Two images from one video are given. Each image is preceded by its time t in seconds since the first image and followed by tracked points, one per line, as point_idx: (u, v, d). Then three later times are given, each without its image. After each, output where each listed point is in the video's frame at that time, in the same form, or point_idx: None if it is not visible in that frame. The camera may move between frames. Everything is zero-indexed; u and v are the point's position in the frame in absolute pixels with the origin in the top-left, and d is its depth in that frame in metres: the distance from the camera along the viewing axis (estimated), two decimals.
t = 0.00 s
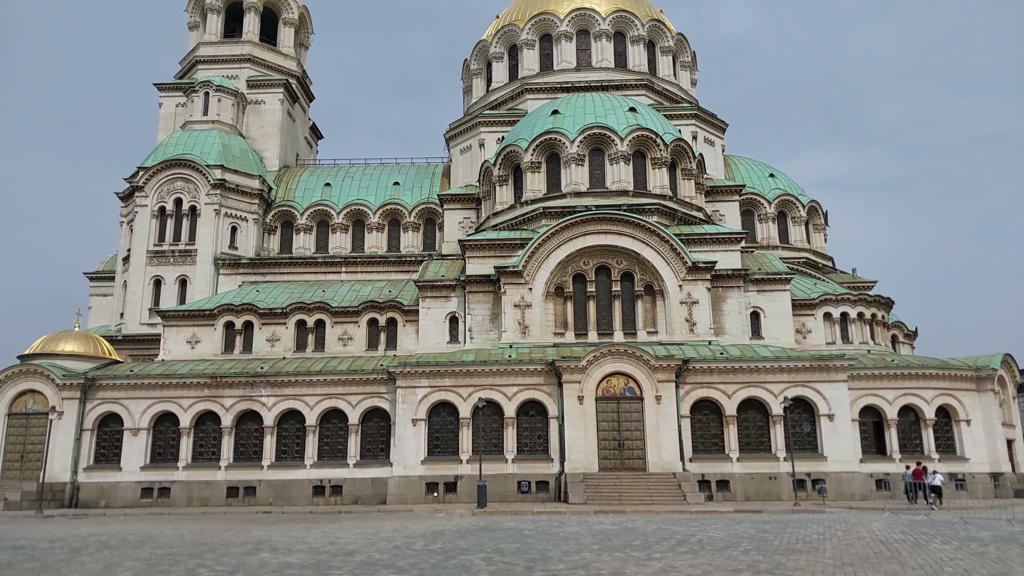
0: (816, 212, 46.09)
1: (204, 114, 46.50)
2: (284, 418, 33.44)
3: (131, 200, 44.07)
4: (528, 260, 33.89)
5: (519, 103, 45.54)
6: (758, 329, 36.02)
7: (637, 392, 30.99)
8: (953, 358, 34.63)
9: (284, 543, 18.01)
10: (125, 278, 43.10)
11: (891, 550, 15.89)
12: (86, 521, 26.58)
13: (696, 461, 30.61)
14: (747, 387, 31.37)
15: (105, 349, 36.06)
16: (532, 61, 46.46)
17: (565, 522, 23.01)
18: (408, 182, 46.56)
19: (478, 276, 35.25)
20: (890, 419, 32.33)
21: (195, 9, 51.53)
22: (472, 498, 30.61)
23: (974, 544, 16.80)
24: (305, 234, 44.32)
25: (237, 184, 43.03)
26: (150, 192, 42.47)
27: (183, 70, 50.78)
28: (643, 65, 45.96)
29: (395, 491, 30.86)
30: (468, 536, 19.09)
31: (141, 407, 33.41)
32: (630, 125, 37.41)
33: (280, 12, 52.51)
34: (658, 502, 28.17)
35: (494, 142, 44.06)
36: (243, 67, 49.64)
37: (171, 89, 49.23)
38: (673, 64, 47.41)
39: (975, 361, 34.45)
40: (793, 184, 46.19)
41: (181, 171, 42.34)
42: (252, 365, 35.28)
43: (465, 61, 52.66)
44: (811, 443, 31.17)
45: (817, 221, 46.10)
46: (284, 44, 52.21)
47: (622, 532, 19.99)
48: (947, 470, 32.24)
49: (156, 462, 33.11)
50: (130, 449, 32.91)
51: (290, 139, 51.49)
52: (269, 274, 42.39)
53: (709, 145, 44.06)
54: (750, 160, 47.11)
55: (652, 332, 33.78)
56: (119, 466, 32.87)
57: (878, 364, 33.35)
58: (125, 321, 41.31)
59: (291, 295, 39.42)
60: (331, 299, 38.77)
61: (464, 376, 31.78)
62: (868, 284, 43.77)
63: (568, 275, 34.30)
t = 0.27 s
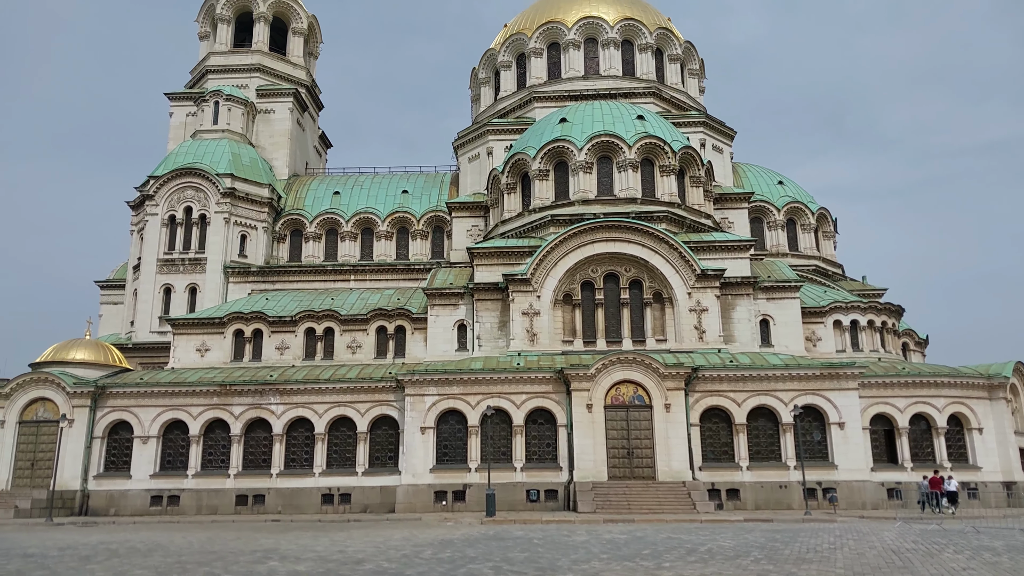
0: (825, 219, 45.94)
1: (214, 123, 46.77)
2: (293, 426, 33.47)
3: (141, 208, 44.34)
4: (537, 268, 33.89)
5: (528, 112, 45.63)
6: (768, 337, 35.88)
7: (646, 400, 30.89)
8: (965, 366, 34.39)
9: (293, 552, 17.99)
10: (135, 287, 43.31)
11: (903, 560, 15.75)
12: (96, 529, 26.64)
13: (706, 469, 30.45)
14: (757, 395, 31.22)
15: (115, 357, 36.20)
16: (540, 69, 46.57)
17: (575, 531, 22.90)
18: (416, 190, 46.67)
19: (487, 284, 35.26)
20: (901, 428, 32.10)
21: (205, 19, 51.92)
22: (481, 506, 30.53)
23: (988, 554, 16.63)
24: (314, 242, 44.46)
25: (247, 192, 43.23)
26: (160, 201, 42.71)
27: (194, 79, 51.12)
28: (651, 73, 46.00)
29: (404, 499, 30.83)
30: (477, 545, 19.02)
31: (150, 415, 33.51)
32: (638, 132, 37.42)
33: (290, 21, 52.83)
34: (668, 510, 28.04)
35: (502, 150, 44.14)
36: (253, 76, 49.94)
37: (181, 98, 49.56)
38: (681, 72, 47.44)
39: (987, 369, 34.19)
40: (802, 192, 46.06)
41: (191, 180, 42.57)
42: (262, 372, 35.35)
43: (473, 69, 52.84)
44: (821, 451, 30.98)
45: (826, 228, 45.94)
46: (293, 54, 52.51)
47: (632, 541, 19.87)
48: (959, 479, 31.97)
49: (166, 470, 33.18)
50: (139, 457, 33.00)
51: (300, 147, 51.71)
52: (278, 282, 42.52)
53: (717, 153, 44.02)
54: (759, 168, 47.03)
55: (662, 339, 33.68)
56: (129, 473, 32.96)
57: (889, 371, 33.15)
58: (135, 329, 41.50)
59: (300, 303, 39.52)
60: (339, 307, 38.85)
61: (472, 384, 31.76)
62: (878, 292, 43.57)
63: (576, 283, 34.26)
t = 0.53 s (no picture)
0: (830, 226, 45.89)
1: (221, 129, 46.96)
2: (298, 431, 33.51)
3: (147, 214, 44.53)
4: (541, 274, 33.90)
5: (533, 118, 45.72)
6: (773, 343, 35.81)
7: (651, 407, 30.84)
8: (971, 374, 34.27)
9: (297, 557, 18.00)
10: (141, 291, 43.46)
11: (909, 568, 15.68)
12: (100, 533, 26.68)
13: (710, 476, 30.38)
14: (761, 402, 31.14)
15: (120, 361, 36.30)
16: (545, 76, 46.67)
17: (578, 538, 22.87)
18: (421, 196, 46.76)
19: (491, 290, 35.28)
20: (907, 435, 31.98)
21: (212, 26, 52.19)
22: (485, 512, 30.51)
23: (993, 563, 16.56)
24: (319, 247, 44.57)
25: (253, 198, 43.38)
26: (166, 206, 42.89)
27: (200, 85, 51.36)
28: (656, 80, 46.06)
29: (408, 505, 30.83)
30: (481, 551, 19.01)
31: (155, 420, 33.59)
32: (643, 139, 37.45)
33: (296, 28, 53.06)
34: (672, 517, 27.98)
35: (507, 156, 44.22)
36: (259, 82, 50.16)
37: (188, 104, 49.80)
38: (686, 79, 47.49)
39: (993, 376, 34.07)
40: (807, 198, 46.02)
41: (197, 186, 42.74)
42: (266, 377, 35.41)
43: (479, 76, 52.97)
44: (826, 458, 30.88)
45: (832, 235, 45.87)
46: (299, 60, 52.73)
47: (637, 548, 19.84)
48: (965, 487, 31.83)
49: (170, 474, 33.22)
50: (144, 461, 33.07)
51: (305, 153, 51.89)
52: (284, 287, 42.63)
53: (722, 159, 44.01)
54: (764, 174, 47.01)
55: (666, 346, 33.65)
56: (133, 478, 33.02)
57: (894, 379, 33.04)
58: (141, 333, 41.61)
59: (305, 308, 39.60)
60: (344, 312, 38.92)
61: (476, 390, 31.75)
62: (883, 299, 43.48)
63: (581, 289, 34.27)
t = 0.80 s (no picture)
0: (839, 233, 45.75)
1: (229, 138, 47.21)
2: (305, 439, 33.52)
3: (157, 223, 44.76)
4: (549, 281, 33.88)
5: (539, 126, 45.79)
6: (782, 351, 35.67)
7: (659, 415, 30.74)
8: (982, 382, 34.05)
9: (305, 566, 18.00)
10: (150, 300, 43.64)
11: None
12: (109, 542, 26.72)
13: (719, 485, 30.24)
14: (770, 410, 31.00)
15: (129, 370, 36.40)
16: (552, 84, 46.78)
17: (587, 547, 22.78)
18: (428, 204, 46.86)
19: (498, 298, 35.29)
20: (917, 443, 31.75)
21: (221, 36, 52.56)
22: (492, 521, 30.43)
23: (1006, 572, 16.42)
24: (327, 256, 44.70)
25: (261, 207, 43.56)
26: (175, 215, 43.11)
27: (209, 95, 51.68)
28: (663, 88, 46.10)
29: (415, 513, 30.78)
30: (489, 560, 18.97)
31: (164, 428, 33.67)
32: (650, 147, 37.47)
33: (304, 38, 53.37)
34: (681, 526, 27.85)
35: (514, 165, 44.29)
36: (268, 92, 50.45)
37: (197, 114, 50.11)
38: (692, 86, 47.52)
39: (1004, 384, 33.83)
40: (815, 206, 45.91)
41: (206, 195, 42.96)
42: (274, 386, 35.46)
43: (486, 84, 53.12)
44: (836, 467, 30.69)
45: (840, 242, 45.73)
46: (307, 70, 53.02)
47: (646, 557, 19.76)
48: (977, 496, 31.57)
49: (179, 483, 33.27)
50: (153, 470, 33.14)
51: (313, 162, 52.12)
52: (292, 296, 42.73)
53: (730, 167, 43.96)
54: (771, 182, 46.93)
55: (674, 353, 33.58)
56: (142, 486, 33.09)
57: (904, 386, 32.84)
58: (150, 342, 41.77)
59: (313, 317, 39.68)
60: (352, 320, 38.99)
61: (484, 398, 31.71)
62: (892, 306, 43.28)
63: (588, 296, 34.23)
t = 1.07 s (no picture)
0: (849, 239, 45.56)
1: (239, 147, 47.47)
2: (315, 447, 33.55)
3: (167, 231, 45.03)
4: (558, 288, 33.86)
5: (548, 134, 45.86)
6: (792, 358, 35.50)
7: (669, 422, 30.63)
8: (995, 388, 33.78)
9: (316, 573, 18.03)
10: (160, 308, 43.85)
11: None
12: (120, 550, 26.81)
13: (730, 493, 30.07)
14: (781, 417, 30.83)
15: (140, 378, 36.60)
16: (560, 91, 46.87)
17: (597, 555, 22.69)
18: (437, 212, 46.96)
19: (507, 305, 35.29)
20: (930, 450, 31.51)
21: (231, 46, 52.93)
22: (502, 529, 30.35)
23: None
24: (336, 264, 44.84)
25: (271, 215, 43.76)
26: (186, 224, 43.36)
27: (219, 104, 52.02)
28: (671, 94, 46.11)
29: (425, 521, 30.73)
30: (499, 568, 18.95)
31: (174, 436, 33.78)
32: (659, 153, 37.45)
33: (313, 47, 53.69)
34: (691, 534, 27.71)
35: (522, 172, 44.36)
36: (277, 101, 50.74)
37: (207, 123, 50.44)
38: (701, 93, 47.51)
39: (1018, 390, 33.54)
40: (824, 211, 45.75)
41: (216, 204, 43.21)
42: (284, 393, 35.53)
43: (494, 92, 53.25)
44: (848, 474, 30.47)
45: (850, 248, 45.54)
46: (317, 78, 53.32)
47: (656, 565, 19.68)
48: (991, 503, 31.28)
49: (189, 490, 33.34)
50: (163, 477, 33.24)
51: (323, 170, 52.34)
52: (301, 304, 42.86)
53: (739, 173, 43.89)
54: (780, 188, 46.80)
55: (684, 360, 33.47)
56: (153, 494, 33.18)
57: (916, 393, 32.60)
58: (160, 350, 41.96)
59: (323, 324, 39.78)
60: (361, 328, 39.07)
61: (493, 405, 31.69)
62: (903, 312, 43.03)
63: (597, 303, 34.19)
